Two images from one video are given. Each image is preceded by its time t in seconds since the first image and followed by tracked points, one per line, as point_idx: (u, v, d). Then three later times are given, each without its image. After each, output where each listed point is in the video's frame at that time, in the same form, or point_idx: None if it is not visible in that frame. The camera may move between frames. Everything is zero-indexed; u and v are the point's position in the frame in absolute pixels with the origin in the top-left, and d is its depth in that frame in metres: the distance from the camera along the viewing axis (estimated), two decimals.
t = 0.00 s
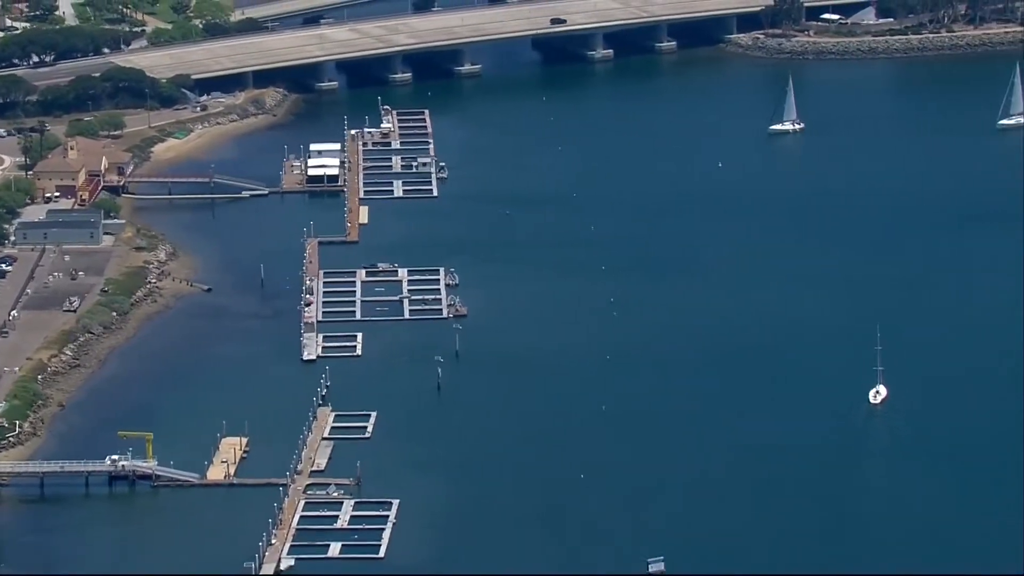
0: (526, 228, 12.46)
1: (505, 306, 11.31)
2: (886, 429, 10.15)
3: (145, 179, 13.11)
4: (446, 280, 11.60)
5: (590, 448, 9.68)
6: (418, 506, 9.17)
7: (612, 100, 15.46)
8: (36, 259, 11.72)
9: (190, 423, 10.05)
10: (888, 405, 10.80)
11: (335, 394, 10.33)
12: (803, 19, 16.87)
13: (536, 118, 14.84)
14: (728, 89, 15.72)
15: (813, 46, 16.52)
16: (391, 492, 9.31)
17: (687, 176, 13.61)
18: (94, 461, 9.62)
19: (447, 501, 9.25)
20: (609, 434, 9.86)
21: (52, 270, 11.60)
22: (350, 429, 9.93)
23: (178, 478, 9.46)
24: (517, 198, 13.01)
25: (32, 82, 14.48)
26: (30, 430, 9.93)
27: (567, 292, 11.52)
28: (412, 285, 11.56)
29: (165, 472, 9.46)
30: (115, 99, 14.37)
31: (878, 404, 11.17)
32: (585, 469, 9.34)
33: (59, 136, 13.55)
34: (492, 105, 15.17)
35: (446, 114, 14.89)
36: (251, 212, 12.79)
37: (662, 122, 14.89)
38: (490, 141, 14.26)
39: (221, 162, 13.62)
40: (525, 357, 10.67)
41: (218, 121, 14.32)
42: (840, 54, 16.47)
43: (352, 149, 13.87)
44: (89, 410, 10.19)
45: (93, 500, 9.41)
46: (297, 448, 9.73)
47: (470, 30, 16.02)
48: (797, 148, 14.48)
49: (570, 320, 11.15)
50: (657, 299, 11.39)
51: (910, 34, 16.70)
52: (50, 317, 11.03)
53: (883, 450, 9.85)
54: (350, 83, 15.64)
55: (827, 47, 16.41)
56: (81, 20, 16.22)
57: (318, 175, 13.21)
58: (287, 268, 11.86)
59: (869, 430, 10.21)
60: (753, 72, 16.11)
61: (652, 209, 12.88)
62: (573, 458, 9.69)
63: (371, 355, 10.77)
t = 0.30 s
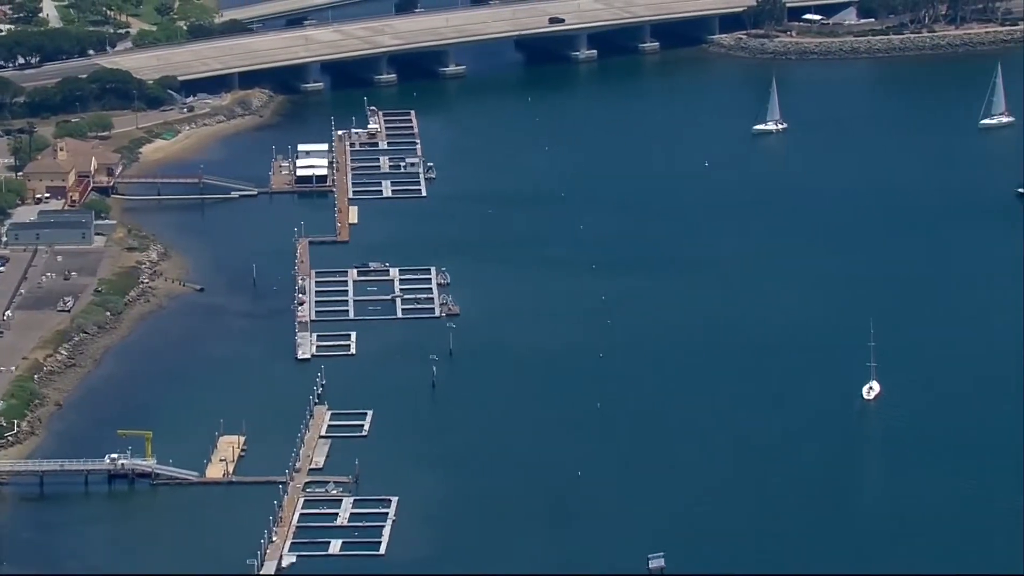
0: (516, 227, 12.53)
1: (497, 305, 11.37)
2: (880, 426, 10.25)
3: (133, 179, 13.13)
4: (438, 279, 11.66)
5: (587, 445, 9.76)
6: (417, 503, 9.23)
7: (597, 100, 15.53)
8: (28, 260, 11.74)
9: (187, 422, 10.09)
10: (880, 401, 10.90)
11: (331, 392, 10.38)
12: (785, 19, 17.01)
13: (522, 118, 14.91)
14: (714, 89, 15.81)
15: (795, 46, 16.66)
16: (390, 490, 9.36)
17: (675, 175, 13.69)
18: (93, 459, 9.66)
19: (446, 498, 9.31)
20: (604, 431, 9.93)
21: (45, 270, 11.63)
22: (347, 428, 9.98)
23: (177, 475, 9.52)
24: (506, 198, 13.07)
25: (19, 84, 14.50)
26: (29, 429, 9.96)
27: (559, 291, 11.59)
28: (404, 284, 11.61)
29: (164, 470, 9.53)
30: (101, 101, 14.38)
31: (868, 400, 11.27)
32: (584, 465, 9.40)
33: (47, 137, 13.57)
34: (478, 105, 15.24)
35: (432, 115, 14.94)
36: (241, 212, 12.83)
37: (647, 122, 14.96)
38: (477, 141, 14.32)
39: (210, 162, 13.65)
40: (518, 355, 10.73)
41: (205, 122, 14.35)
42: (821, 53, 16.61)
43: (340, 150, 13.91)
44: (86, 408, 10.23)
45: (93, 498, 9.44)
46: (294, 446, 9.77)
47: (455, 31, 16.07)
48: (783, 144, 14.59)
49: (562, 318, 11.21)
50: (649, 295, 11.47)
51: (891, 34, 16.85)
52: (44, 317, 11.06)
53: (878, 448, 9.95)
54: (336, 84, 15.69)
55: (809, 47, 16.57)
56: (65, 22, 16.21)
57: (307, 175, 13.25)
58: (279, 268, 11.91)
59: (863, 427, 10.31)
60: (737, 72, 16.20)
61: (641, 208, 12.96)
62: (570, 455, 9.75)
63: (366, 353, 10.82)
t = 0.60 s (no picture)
0: (505, 226, 12.60)
1: (488, 304, 11.43)
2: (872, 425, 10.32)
3: (121, 180, 13.16)
4: (428, 278, 11.71)
5: (582, 442, 9.81)
6: (415, 500, 9.28)
7: (581, 100, 15.59)
8: (19, 260, 11.80)
9: (183, 421, 10.14)
10: (870, 397, 11.00)
11: (325, 390, 10.43)
12: (766, 19, 17.12)
13: (507, 118, 14.97)
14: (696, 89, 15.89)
15: (777, 46, 16.77)
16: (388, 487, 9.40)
17: (662, 172, 13.76)
18: (91, 458, 9.73)
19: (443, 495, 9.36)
20: (598, 428, 9.98)
21: (37, 270, 11.70)
22: (342, 426, 10.02)
23: (175, 473, 9.59)
24: (494, 197, 13.12)
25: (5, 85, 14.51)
26: (26, 427, 10.06)
27: (549, 289, 11.65)
28: (395, 283, 11.66)
29: (162, 468, 9.61)
30: (88, 102, 14.40)
31: (858, 397, 11.36)
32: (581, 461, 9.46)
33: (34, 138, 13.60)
34: (463, 106, 15.29)
35: (418, 115, 14.99)
36: (230, 212, 12.87)
37: (632, 121, 15.03)
38: (464, 141, 14.38)
39: (198, 162, 13.69)
40: (511, 354, 10.78)
41: (191, 123, 14.37)
42: (803, 54, 16.73)
43: (326, 150, 13.96)
44: (81, 407, 10.32)
45: (91, 496, 9.52)
46: (291, 444, 9.82)
47: (439, 32, 16.13)
48: (767, 142, 14.68)
49: (553, 316, 11.28)
50: (640, 293, 11.53)
51: (872, 35, 16.98)
52: (38, 317, 11.14)
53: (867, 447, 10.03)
54: (321, 84, 15.73)
55: (790, 47, 16.68)
56: (49, 23, 16.18)
57: (294, 175, 13.28)
58: (271, 266, 11.96)
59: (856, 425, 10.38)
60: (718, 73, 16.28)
61: (629, 207, 13.03)
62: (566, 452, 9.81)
63: (358, 352, 10.87)
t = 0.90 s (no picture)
0: (493, 225, 12.67)
1: (480, 302, 11.50)
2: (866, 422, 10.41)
3: (111, 180, 13.22)
4: (419, 277, 11.78)
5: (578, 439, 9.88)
6: (412, 496, 9.34)
7: (564, 100, 15.67)
8: (11, 260, 11.90)
9: (179, 418, 10.21)
10: (862, 393, 11.08)
11: (320, 388, 10.50)
12: (747, 20, 17.22)
13: (492, 118, 15.05)
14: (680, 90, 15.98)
15: (758, 47, 16.87)
16: (385, 483, 9.47)
17: (649, 172, 13.84)
18: (90, 456, 9.81)
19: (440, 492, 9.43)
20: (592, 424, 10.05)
21: (29, 270, 11.79)
22: (338, 423, 10.09)
23: (173, 471, 9.68)
24: (483, 197, 13.19)
25: None
26: (23, 426, 10.14)
27: (539, 288, 11.72)
28: (386, 282, 11.73)
29: (160, 465, 9.69)
30: (75, 103, 14.44)
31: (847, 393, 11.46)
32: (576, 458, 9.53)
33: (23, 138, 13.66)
34: (448, 106, 15.36)
35: (403, 115, 15.05)
36: (219, 211, 12.93)
37: (616, 121, 15.12)
38: (450, 141, 14.45)
39: (187, 163, 13.75)
40: (503, 351, 10.85)
41: (177, 123, 14.43)
42: (784, 54, 16.84)
43: (314, 150, 14.02)
44: (77, 406, 10.40)
45: (90, 494, 9.60)
46: (288, 442, 9.89)
47: (422, 32, 16.20)
48: (750, 141, 14.77)
49: (544, 313, 11.35)
50: (630, 292, 11.62)
51: (852, 35, 17.09)
52: (31, 317, 11.24)
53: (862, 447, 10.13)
54: (305, 85, 15.79)
55: (771, 48, 16.79)
56: (33, 25, 16.19)
57: (283, 175, 13.33)
58: (261, 266, 12.02)
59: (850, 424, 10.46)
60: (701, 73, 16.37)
61: (617, 206, 13.11)
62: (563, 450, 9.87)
63: (351, 350, 10.93)
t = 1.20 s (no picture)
0: (483, 225, 13.10)
1: (471, 299, 11.92)
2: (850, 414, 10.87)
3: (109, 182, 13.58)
4: (413, 275, 12.20)
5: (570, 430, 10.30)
6: (411, 486, 9.77)
7: (548, 104, 16.11)
8: (16, 260, 12.30)
9: (184, 413, 10.63)
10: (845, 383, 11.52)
11: (320, 382, 10.93)
12: (724, 25, 17.66)
13: (479, 121, 15.48)
14: (661, 93, 16.43)
15: (736, 52, 17.32)
16: (386, 474, 9.90)
17: (632, 173, 14.28)
18: (99, 448, 10.22)
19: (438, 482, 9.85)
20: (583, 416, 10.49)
21: (34, 269, 12.20)
22: (338, 416, 10.51)
23: (179, 463, 10.10)
24: (473, 197, 13.62)
25: None
26: (32, 419, 10.54)
27: (528, 285, 12.15)
28: (380, 280, 12.15)
29: (167, 457, 10.10)
30: (73, 107, 14.84)
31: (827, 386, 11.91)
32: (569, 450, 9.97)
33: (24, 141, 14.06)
34: (435, 110, 15.79)
35: (393, 119, 15.48)
36: (216, 212, 13.34)
37: (600, 124, 15.55)
38: (440, 143, 14.88)
39: (183, 165, 14.15)
40: (494, 346, 11.28)
41: (173, 127, 14.83)
42: (760, 58, 17.29)
43: (307, 153, 14.44)
44: (84, 399, 10.81)
45: (99, 486, 10.02)
46: (290, 434, 10.31)
47: (410, 38, 16.62)
48: (729, 144, 15.19)
49: (534, 310, 11.78)
50: (616, 288, 12.06)
51: (826, 40, 17.54)
52: (37, 314, 11.64)
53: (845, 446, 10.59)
54: (296, 90, 16.21)
55: (748, 52, 17.24)
56: (29, 32, 16.58)
57: (277, 177, 13.73)
58: (259, 264, 12.43)
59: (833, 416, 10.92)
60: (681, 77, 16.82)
61: (602, 205, 13.56)
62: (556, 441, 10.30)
63: (348, 346, 11.36)
